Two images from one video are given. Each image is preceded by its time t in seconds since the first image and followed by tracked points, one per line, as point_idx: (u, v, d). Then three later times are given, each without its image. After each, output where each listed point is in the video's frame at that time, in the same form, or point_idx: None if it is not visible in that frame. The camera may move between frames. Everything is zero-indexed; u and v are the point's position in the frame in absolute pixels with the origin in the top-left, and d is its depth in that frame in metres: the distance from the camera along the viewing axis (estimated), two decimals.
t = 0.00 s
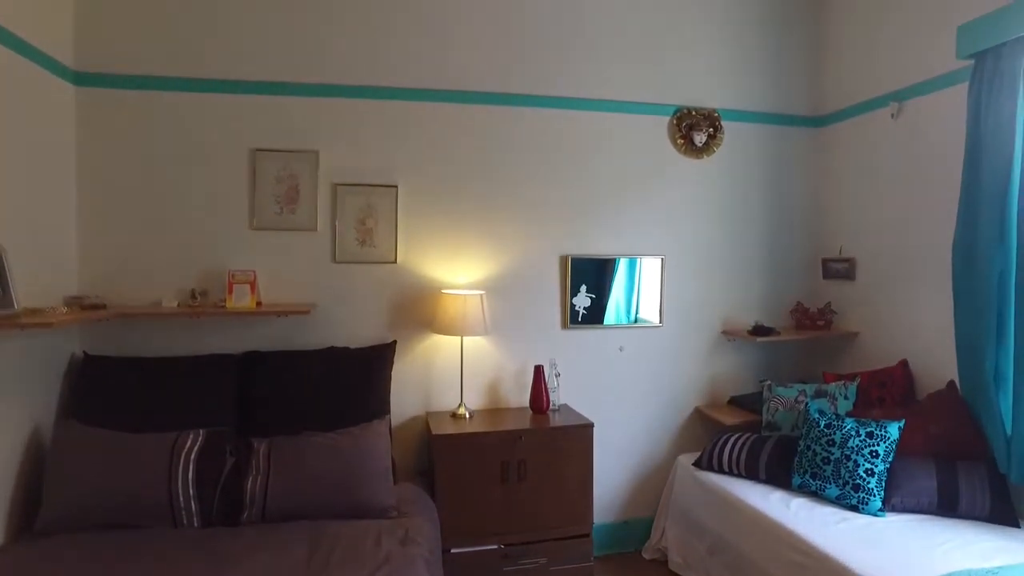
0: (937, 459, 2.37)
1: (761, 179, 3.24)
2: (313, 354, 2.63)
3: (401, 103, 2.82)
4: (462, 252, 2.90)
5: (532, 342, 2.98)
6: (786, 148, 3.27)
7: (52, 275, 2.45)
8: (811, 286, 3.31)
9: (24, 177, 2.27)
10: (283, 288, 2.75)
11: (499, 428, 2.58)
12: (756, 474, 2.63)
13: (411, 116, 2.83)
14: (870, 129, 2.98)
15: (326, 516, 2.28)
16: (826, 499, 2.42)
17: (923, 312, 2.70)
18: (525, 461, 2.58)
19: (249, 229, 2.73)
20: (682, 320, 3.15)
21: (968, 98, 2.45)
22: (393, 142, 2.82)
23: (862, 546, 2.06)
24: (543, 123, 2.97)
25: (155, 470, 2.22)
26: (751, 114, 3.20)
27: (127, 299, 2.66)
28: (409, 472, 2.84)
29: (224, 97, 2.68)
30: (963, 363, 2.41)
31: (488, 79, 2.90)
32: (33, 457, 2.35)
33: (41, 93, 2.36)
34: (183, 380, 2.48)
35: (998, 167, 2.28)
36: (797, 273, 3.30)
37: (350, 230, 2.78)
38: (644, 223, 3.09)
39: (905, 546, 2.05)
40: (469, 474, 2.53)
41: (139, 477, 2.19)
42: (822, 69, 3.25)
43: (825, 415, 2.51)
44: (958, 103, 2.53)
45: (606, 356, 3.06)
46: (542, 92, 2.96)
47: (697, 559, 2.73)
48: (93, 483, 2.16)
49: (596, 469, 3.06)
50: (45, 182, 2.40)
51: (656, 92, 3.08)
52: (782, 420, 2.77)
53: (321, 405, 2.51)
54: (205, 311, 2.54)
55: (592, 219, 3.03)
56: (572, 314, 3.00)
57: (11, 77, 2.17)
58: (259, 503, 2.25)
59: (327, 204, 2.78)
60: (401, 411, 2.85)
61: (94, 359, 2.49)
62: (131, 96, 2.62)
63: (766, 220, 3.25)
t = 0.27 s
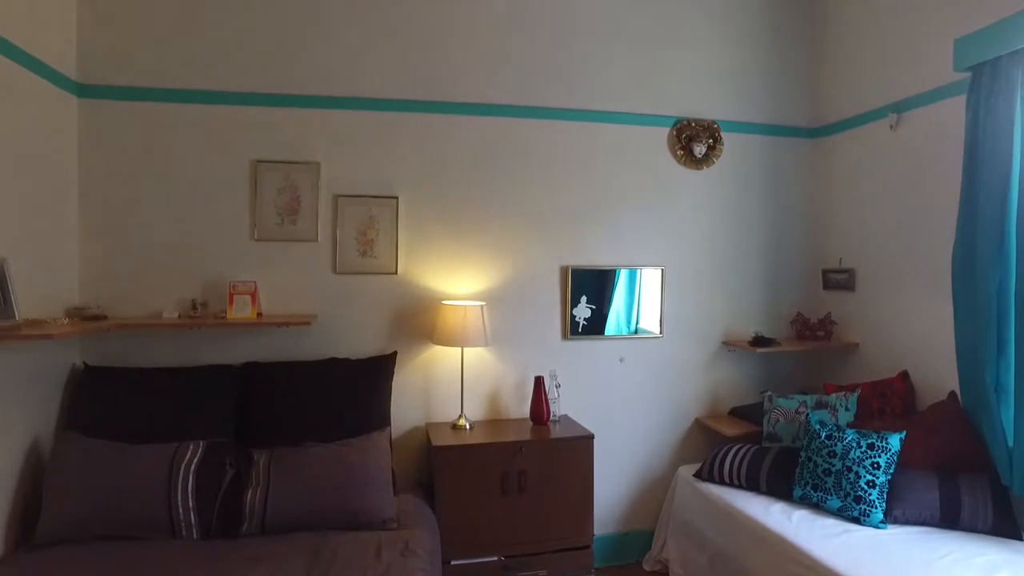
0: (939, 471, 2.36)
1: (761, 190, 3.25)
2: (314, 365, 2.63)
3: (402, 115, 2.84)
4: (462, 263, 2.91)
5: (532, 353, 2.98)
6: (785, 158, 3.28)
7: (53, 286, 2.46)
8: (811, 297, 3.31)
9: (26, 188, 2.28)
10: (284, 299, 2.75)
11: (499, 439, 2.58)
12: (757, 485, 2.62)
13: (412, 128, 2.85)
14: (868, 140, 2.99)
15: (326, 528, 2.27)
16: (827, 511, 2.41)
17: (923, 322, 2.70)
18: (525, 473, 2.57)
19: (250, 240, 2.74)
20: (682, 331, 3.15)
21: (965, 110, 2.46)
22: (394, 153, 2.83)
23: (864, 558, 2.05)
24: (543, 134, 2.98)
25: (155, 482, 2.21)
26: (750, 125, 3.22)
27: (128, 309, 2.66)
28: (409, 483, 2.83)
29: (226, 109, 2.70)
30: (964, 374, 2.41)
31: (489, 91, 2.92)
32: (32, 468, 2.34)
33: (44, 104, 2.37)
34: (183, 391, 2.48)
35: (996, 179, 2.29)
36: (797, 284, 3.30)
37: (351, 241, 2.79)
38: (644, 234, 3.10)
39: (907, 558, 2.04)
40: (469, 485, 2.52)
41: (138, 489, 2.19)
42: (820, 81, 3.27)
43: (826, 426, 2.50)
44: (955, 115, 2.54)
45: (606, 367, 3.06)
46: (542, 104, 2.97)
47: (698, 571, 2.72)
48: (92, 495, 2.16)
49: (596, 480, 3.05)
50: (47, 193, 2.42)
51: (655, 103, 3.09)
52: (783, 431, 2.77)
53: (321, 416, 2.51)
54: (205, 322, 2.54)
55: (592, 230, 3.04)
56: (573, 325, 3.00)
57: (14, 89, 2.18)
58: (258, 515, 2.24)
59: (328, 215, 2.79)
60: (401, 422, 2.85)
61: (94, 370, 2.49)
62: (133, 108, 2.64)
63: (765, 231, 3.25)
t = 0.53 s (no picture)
0: (940, 481, 2.35)
1: (761, 199, 3.25)
2: (314, 375, 2.63)
3: (403, 124, 2.85)
4: (462, 273, 2.91)
5: (533, 362, 2.98)
6: (784, 167, 3.29)
7: (55, 294, 2.46)
8: (812, 305, 3.31)
9: (29, 197, 2.29)
10: (284, 308, 2.76)
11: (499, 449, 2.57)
12: (759, 495, 2.61)
13: (413, 137, 2.86)
14: (868, 149, 3.00)
15: (326, 538, 2.26)
16: (829, 521, 2.40)
17: (924, 332, 2.70)
18: (525, 482, 2.57)
19: (252, 249, 2.74)
20: (682, 340, 3.15)
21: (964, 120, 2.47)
22: (395, 162, 2.84)
23: (866, 569, 2.04)
24: (544, 143, 2.99)
25: (154, 492, 2.21)
26: (750, 134, 3.23)
27: (129, 318, 2.66)
28: (409, 492, 2.82)
29: (228, 118, 2.71)
30: (965, 383, 2.41)
31: (489, 100, 2.93)
32: (32, 476, 2.34)
33: (47, 113, 2.39)
34: (183, 400, 2.48)
35: (995, 189, 2.30)
36: (798, 292, 3.30)
37: (352, 250, 2.79)
38: (644, 243, 3.10)
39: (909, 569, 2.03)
40: (469, 495, 2.52)
41: (138, 498, 2.18)
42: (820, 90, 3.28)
43: (827, 436, 2.50)
44: (955, 125, 2.55)
45: (607, 376, 3.06)
46: (543, 113, 2.98)
47: None
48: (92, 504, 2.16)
49: (597, 490, 3.04)
50: (50, 201, 2.43)
51: (655, 113, 3.11)
52: (783, 440, 2.77)
53: (321, 426, 2.50)
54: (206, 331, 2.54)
55: (592, 239, 3.04)
56: (573, 334, 3.00)
57: (18, 99, 2.19)
58: (258, 525, 2.24)
59: (329, 224, 2.79)
60: (401, 431, 2.84)
61: (95, 380, 2.49)
62: (135, 118, 2.65)
63: (765, 240, 3.26)
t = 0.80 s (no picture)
0: (942, 491, 2.35)
1: (761, 209, 3.26)
2: (314, 384, 2.63)
3: (403, 134, 2.86)
4: (462, 282, 2.91)
5: (533, 372, 2.98)
6: (784, 177, 3.30)
7: (56, 304, 2.47)
8: (812, 315, 3.31)
9: (31, 207, 2.30)
10: (285, 317, 2.76)
11: (500, 459, 2.57)
12: (760, 505, 2.60)
13: (413, 147, 2.87)
14: (866, 159, 3.01)
15: (325, 548, 2.25)
16: (831, 531, 2.38)
17: (924, 341, 2.70)
18: (526, 492, 2.56)
19: (252, 258, 2.75)
20: (683, 350, 3.15)
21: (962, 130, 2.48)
22: (395, 172, 2.85)
23: None
24: (544, 153, 3.00)
25: (154, 502, 2.20)
26: (749, 144, 3.24)
27: (130, 327, 2.67)
28: (410, 502, 2.82)
29: (230, 128, 2.72)
30: (966, 393, 2.41)
31: (490, 110, 2.94)
32: (32, 486, 2.34)
33: (49, 123, 2.40)
34: (182, 410, 2.47)
35: (995, 199, 2.30)
36: (798, 302, 3.30)
37: (353, 259, 2.80)
38: (644, 253, 3.11)
39: None
40: (470, 505, 2.51)
41: (137, 509, 2.18)
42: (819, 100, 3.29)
43: (828, 445, 2.49)
44: (953, 135, 2.56)
45: (607, 385, 3.05)
46: (543, 123, 2.99)
47: None
48: (91, 514, 2.15)
49: (597, 500, 3.03)
50: (51, 211, 2.43)
51: (655, 123, 3.12)
52: (784, 450, 2.77)
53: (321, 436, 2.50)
54: (207, 340, 2.55)
55: (592, 249, 3.04)
56: (574, 343, 3.00)
57: (20, 110, 2.20)
58: (258, 535, 2.23)
59: (329, 234, 2.80)
60: (401, 441, 2.84)
61: (95, 390, 2.49)
62: (137, 128, 2.66)
63: (765, 249, 3.26)
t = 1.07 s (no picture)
0: (945, 501, 2.34)
1: (761, 217, 3.26)
2: (316, 393, 2.63)
3: (405, 143, 2.87)
4: (463, 291, 2.91)
5: (533, 380, 2.98)
6: (785, 186, 3.30)
7: (57, 313, 2.47)
8: (813, 323, 3.31)
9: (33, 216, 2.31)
10: (286, 326, 2.76)
11: (501, 468, 2.56)
12: (762, 515, 2.60)
13: (415, 156, 2.88)
14: (866, 168, 3.02)
15: (326, 558, 2.24)
16: (833, 540, 2.37)
17: (926, 350, 2.70)
18: (527, 501, 2.55)
19: (254, 267, 2.75)
20: (684, 358, 3.15)
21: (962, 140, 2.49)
22: (397, 181, 2.86)
23: None
24: (544, 162, 3.01)
25: (155, 511, 2.20)
26: (749, 152, 3.25)
27: (131, 336, 2.67)
28: (410, 512, 2.81)
29: (232, 137, 2.73)
30: (968, 402, 2.40)
31: (491, 119, 2.95)
32: (31, 496, 2.33)
33: (52, 133, 2.41)
34: (183, 419, 2.47)
35: (995, 208, 2.31)
36: (798, 310, 3.30)
37: (354, 268, 2.81)
38: (645, 262, 3.11)
39: None
40: (471, 514, 2.50)
41: (137, 518, 2.17)
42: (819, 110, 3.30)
43: (830, 455, 2.49)
44: (953, 144, 2.57)
45: (609, 394, 3.05)
46: (543, 132, 3.00)
47: None
48: (91, 524, 2.14)
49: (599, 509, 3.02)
50: (54, 220, 2.44)
51: (655, 131, 3.13)
52: (786, 459, 2.76)
53: (322, 445, 2.50)
54: (208, 349, 2.55)
55: (593, 257, 3.05)
56: (575, 352, 3.00)
57: (23, 120, 2.21)
58: (258, 544, 2.22)
59: (331, 243, 2.81)
60: (402, 450, 2.83)
61: (96, 398, 2.48)
62: (139, 137, 2.67)
63: (766, 258, 3.27)
